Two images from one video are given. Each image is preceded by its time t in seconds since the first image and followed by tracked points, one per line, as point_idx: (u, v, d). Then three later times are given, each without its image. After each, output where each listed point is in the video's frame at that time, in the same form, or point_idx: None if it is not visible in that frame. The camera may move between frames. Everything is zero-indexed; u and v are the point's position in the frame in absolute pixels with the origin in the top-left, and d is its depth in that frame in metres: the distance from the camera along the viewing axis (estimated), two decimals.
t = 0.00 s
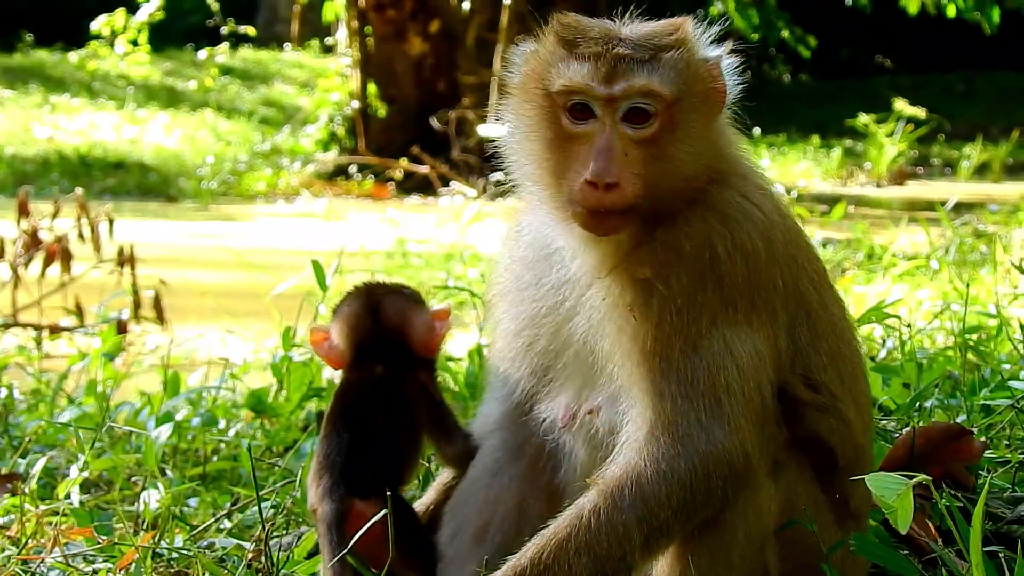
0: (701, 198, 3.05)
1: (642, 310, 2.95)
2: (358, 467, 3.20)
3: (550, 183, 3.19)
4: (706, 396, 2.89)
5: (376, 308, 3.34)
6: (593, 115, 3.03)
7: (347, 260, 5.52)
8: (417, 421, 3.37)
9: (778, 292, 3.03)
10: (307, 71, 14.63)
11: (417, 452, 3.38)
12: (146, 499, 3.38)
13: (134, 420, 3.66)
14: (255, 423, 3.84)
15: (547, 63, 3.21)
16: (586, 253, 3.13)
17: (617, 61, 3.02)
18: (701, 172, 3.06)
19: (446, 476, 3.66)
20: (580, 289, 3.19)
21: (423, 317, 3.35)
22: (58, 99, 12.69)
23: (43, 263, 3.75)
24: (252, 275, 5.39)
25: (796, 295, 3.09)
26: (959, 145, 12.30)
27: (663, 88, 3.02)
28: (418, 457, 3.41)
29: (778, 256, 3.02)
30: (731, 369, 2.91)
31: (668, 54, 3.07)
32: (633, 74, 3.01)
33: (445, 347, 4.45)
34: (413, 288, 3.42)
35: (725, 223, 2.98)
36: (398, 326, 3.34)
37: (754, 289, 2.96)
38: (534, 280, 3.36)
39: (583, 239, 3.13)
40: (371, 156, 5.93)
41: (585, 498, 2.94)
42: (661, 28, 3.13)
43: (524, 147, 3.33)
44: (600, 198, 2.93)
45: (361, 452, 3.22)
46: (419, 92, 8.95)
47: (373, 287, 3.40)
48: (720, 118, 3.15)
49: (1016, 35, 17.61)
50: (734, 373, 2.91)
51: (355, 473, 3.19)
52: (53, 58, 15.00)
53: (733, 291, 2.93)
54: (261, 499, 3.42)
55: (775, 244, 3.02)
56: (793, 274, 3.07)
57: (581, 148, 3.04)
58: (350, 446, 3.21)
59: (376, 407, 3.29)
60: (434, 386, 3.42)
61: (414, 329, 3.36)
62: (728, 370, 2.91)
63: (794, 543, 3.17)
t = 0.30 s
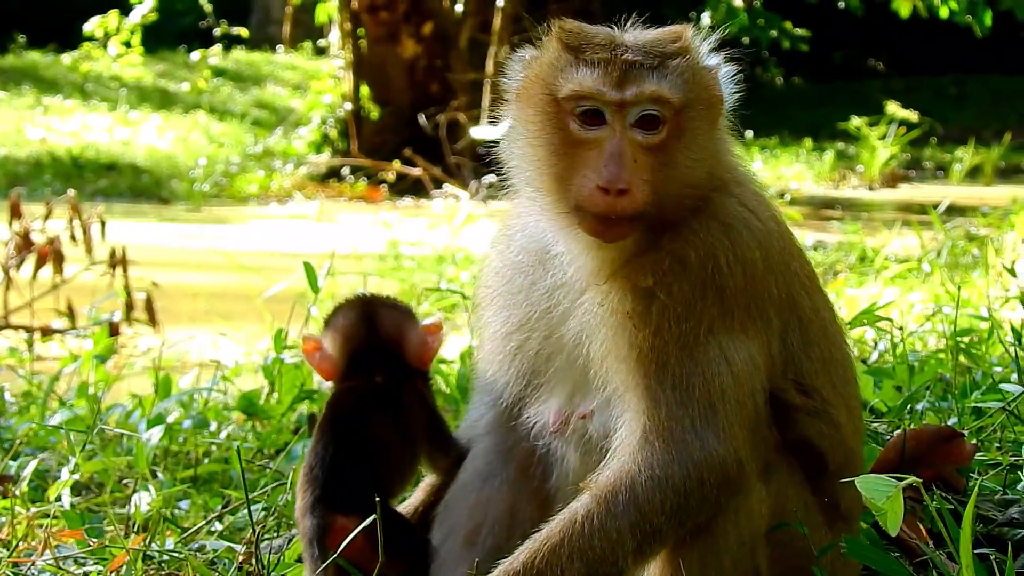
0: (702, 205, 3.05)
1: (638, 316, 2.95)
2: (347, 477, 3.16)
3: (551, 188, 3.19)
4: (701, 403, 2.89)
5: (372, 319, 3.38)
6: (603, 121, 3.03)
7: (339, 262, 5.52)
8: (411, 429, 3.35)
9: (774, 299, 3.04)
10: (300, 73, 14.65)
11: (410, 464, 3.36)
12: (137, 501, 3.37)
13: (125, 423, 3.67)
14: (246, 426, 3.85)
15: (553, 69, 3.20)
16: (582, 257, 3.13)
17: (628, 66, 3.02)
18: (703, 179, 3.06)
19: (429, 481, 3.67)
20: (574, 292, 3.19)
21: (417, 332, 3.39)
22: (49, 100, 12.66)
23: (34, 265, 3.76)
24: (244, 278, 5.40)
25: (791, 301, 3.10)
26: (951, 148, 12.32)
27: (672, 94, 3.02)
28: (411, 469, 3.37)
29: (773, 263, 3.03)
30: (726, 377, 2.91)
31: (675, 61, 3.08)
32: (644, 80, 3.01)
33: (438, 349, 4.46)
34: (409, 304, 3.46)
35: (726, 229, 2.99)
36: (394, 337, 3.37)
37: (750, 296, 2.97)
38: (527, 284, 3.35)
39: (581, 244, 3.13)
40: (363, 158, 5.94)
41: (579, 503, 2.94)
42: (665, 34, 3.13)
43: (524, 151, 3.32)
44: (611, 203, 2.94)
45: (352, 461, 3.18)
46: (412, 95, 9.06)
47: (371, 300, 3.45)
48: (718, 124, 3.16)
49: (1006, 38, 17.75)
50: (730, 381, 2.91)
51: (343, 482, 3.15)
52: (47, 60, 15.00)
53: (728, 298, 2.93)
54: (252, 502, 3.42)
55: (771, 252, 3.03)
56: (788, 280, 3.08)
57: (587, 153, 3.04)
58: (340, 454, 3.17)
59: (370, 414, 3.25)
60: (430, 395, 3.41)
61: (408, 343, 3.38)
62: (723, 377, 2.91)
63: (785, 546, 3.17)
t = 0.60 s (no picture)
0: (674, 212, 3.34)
1: (617, 315, 3.21)
2: (347, 466, 3.50)
3: (535, 195, 3.49)
4: (674, 396, 3.17)
5: (372, 316, 3.79)
6: (587, 136, 3.36)
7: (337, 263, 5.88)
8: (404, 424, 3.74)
9: (741, 299, 3.31)
10: (297, 91, 15.16)
11: (400, 456, 3.74)
12: (150, 479, 3.68)
13: (140, 408, 4.03)
14: (251, 411, 4.20)
15: (539, 87, 3.51)
16: (564, 259, 3.41)
17: (611, 86, 3.36)
18: (675, 188, 3.35)
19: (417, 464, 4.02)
20: (558, 292, 3.47)
21: (410, 327, 3.84)
22: (71, 113, 13.04)
23: (57, 264, 4.11)
24: (249, 276, 5.76)
25: (756, 300, 3.38)
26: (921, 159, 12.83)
27: (649, 111, 3.35)
28: (401, 461, 3.76)
29: (741, 266, 3.30)
30: (698, 372, 3.18)
31: (651, 81, 3.41)
32: (627, 98, 3.35)
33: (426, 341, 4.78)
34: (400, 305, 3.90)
35: (697, 233, 3.27)
36: (392, 328, 3.80)
37: (720, 297, 3.24)
38: (514, 283, 3.68)
39: (565, 248, 3.40)
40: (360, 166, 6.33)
41: (559, 484, 3.20)
42: (640, 56, 3.47)
43: (510, 161, 3.63)
44: (597, 212, 3.27)
45: (354, 452, 3.53)
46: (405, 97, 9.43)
47: (369, 301, 3.87)
48: (687, 136, 3.48)
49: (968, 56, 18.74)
50: (701, 376, 3.18)
51: (344, 471, 3.48)
52: (67, 74, 15.52)
53: (701, 299, 3.20)
54: (255, 481, 3.72)
55: (740, 256, 3.30)
56: (753, 281, 3.37)
57: (572, 164, 3.36)
58: (341, 446, 3.50)
59: (372, 408, 3.62)
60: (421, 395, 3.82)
61: (403, 336, 3.82)
62: (696, 372, 3.18)
63: (747, 525, 3.45)
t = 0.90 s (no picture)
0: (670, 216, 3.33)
1: (612, 319, 3.21)
2: (332, 468, 3.44)
3: (528, 205, 3.48)
4: (669, 399, 3.16)
5: (355, 291, 3.64)
6: (581, 146, 3.33)
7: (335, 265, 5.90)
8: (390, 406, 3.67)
9: (737, 300, 3.31)
10: (296, 94, 15.17)
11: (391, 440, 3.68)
12: (148, 482, 3.68)
13: (138, 410, 4.03)
14: (249, 413, 4.20)
15: (530, 94, 3.47)
16: (560, 266, 3.41)
17: (602, 95, 3.32)
18: (669, 193, 3.34)
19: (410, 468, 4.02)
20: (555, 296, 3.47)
21: (398, 294, 3.67)
22: (71, 115, 13.04)
23: (55, 266, 4.10)
24: (248, 278, 5.76)
25: (752, 301, 3.37)
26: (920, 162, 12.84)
27: (642, 120, 3.32)
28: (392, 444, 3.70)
29: (735, 267, 3.30)
30: (693, 374, 3.17)
31: (643, 88, 3.36)
32: (619, 107, 3.31)
33: (424, 342, 4.77)
34: (386, 266, 3.73)
35: (692, 237, 3.26)
36: (376, 306, 3.64)
37: (714, 298, 3.23)
38: (509, 287, 3.68)
39: (560, 253, 3.40)
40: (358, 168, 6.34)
41: (557, 488, 3.20)
42: (633, 62, 3.41)
43: (503, 167, 3.61)
44: (591, 222, 3.24)
45: (335, 456, 3.45)
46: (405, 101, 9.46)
47: (350, 269, 3.69)
48: (680, 140, 3.45)
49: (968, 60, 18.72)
50: (696, 378, 3.18)
51: (330, 474, 3.43)
52: (66, 76, 15.52)
53: (696, 302, 3.19)
54: (252, 483, 3.73)
55: (734, 258, 3.30)
56: (749, 282, 3.36)
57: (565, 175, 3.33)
58: (324, 449, 3.44)
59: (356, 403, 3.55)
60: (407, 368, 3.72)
61: (388, 305, 3.66)
62: (691, 375, 3.17)
63: (745, 525, 3.45)
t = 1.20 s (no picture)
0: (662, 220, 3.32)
1: (601, 319, 3.21)
2: (342, 470, 3.47)
3: (519, 205, 3.47)
4: (658, 399, 3.15)
5: (358, 285, 3.58)
6: (576, 144, 3.33)
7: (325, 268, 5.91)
8: (396, 397, 3.65)
9: (725, 299, 3.31)
10: (286, 97, 15.19)
11: (403, 427, 3.70)
12: (138, 482, 3.68)
13: (128, 411, 4.04)
14: (240, 414, 4.21)
15: (523, 95, 3.49)
16: (550, 266, 3.40)
17: (599, 93, 3.33)
18: (659, 195, 3.34)
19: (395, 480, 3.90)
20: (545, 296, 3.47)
21: (401, 284, 3.59)
22: (61, 118, 13.03)
23: (46, 268, 4.10)
24: (239, 280, 5.77)
25: (740, 301, 3.37)
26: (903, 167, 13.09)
27: (636, 120, 3.33)
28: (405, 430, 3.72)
29: (724, 266, 3.30)
30: (682, 374, 3.17)
31: (636, 90, 3.39)
32: (615, 105, 3.33)
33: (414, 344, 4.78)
34: (391, 252, 3.62)
35: (682, 238, 3.26)
36: (384, 299, 3.59)
37: (704, 297, 3.23)
38: (499, 290, 3.69)
39: (549, 255, 3.40)
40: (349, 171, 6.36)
41: (547, 489, 3.20)
42: (624, 64, 3.44)
43: (493, 171, 3.62)
44: (587, 221, 3.23)
45: (345, 458, 3.49)
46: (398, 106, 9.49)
47: (355, 258, 3.59)
48: (670, 141, 3.46)
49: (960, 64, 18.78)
50: (685, 378, 3.17)
51: (340, 477, 3.46)
52: (57, 79, 15.51)
53: (684, 301, 3.19)
54: (243, 486, 3.73)
55: (722, 257, 3.31)
56: (738, 281, 3.36)
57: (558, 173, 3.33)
58: (334, 452, 3.47)
59: (363, 402, 3.58)
60: (416, 355, 3.66)
61: (394, 296, 3.59)
62: (680, 374, 3.17)
63: (733, 527, 3.42)
